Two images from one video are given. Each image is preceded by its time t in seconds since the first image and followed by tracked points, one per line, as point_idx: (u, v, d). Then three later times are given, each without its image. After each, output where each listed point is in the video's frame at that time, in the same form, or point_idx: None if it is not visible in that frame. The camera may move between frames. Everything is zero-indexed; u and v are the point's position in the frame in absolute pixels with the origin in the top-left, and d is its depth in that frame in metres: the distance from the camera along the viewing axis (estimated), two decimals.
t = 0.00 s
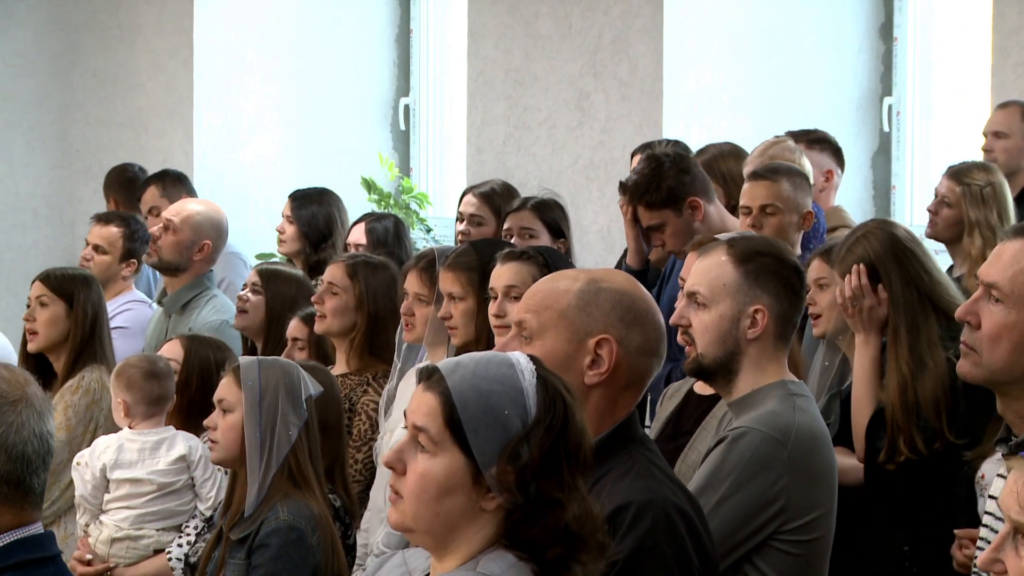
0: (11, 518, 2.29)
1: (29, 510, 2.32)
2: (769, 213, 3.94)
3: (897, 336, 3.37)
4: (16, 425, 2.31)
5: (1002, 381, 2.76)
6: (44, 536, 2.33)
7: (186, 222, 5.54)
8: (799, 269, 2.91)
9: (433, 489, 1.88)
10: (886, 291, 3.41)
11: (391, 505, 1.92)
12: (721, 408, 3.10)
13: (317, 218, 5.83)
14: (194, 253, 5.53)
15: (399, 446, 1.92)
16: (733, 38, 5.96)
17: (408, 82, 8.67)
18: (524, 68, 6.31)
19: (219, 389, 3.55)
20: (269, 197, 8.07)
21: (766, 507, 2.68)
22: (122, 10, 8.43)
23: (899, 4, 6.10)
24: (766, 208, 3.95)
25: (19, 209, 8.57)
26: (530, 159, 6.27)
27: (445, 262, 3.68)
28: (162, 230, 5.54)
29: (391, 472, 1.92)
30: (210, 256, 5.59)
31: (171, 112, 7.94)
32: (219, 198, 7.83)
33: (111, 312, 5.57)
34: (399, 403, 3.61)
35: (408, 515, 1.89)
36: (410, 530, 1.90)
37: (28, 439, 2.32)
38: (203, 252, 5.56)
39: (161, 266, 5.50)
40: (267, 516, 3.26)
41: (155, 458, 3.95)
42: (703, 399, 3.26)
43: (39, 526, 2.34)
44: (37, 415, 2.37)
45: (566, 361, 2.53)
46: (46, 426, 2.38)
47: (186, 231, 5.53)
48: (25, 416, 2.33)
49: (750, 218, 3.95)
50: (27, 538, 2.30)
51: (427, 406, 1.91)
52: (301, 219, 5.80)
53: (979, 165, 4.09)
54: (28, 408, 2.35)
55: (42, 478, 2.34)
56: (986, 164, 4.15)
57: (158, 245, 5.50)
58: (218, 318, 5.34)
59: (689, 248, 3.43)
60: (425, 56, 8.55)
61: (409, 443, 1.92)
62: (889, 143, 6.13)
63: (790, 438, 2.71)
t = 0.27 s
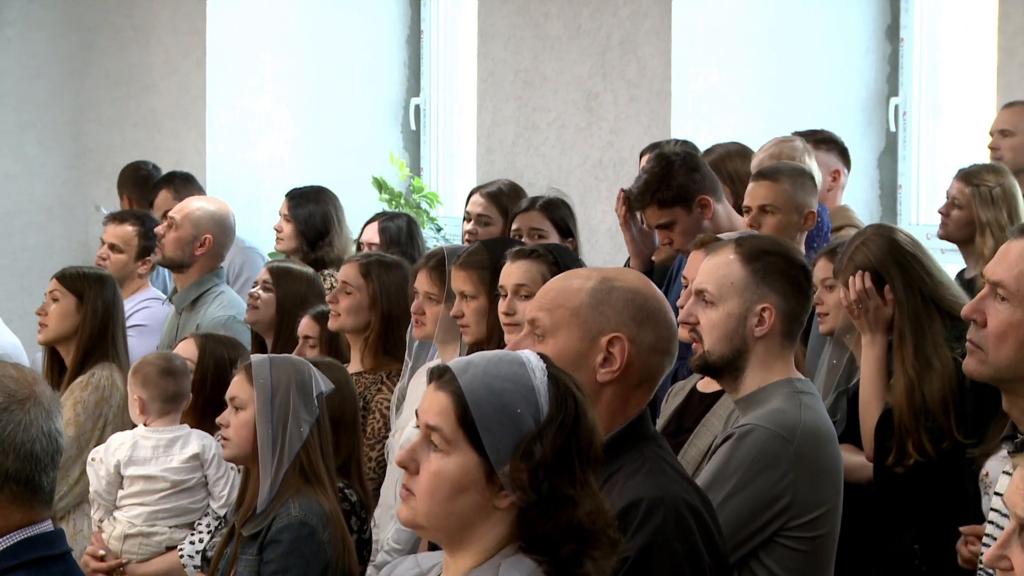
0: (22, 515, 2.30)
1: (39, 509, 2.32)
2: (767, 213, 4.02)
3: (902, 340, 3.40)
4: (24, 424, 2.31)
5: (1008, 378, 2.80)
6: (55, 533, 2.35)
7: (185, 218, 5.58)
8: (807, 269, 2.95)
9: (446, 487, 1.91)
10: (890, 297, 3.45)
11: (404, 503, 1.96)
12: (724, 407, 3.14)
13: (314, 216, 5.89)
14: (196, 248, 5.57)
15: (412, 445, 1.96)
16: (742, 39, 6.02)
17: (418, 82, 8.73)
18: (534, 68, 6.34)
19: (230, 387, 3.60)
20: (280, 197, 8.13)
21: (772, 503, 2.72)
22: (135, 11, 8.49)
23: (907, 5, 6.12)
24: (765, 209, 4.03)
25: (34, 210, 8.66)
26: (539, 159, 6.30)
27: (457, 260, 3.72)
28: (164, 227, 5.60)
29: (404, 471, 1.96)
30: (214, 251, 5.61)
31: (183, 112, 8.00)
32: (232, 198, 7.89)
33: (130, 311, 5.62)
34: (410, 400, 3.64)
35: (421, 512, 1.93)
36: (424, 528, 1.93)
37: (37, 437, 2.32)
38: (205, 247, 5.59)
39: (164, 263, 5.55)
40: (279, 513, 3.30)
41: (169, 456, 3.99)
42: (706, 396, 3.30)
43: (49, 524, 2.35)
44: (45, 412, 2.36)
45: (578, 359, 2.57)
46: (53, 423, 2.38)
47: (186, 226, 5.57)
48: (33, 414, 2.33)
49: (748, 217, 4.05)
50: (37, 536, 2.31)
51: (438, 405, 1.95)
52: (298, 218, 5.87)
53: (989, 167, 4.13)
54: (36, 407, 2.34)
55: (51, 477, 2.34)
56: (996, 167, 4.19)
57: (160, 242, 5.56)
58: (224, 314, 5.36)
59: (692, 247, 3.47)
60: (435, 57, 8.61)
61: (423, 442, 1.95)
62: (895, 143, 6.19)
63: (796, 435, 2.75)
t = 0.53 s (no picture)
0: (27, 515, 2.20)
1: (46, 508, 2.22)
2: (772, 213, 4.08)
3: (911, 341, 3.42)
4: (23, 422, 2.21)
5: (1017, 377, 2.82)
6: (66, 532, 2.24)
7: (201, 216, 5.62)
8: (817, 267, 2.97)
9: (463, 489, 1.93)
10: (899, 301, 3.47)
11: (420, 504, 1.98)
12: (729, 406, 3.16)
13: (313, 215, 5.92)
14: (209, 246, 5.61)
15: (428, 447, 1.98)
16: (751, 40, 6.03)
17: (430, 82, 8.77)
18: (545, 68, 6.35)
19: (243, 386, 3.62)
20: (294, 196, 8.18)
21: (783, 501, 2.74)
22: (148, 11, 8.52)
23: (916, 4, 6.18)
24: (771, 207, 4.07)
25: (48, 209, 8.68)
26: (550, 158, 6.32)
27: (469, 258, 3.74)
28: (179, 224, 5.63)
29: (420, 473, 1.98)
30: (226, 249, 5.65)
31: (195, 111, 8.03)
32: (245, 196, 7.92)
33: (148, 311, 5.66)
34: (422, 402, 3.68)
35: (438, 514, 1.95)
36: (441, 530, 1.95)
37: (38, 434, 2.22)
38: (215, 246, 5.62)
39: (178, 259, 5.58)
40: (292, 510, 3.33)
41: (185, 453, 4.03)
42: (713, 393, 3.31)
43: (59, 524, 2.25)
44: (47, 411, 2.26)
45: (591, 357, 2.59)
46: (57, 420, 2.27)
47: (201, 224, 5.61)
48: (34, 411, 2.23)
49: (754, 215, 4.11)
50: (47, 536, 2.20)
51: (454, 407, 1.96)
52: (296, 216, 5.90)
53: (997, 167, 4.15)
54: (37, 404, 2.25)
55: (56, 474, 2.24)
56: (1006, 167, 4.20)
57: (174, 239, 5.59)
58: (233, 310, 5.36)
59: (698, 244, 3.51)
60: (446, 57, 8.65)
61: (438, 444, 1.97)
62: (905, 142, 6.25)
63: (806, 433, 2.77)
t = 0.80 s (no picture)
0: (23, 508, 2.20)
1: (43, 502, 2.22)
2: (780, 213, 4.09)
3: (919, 337, 3.42)
4: (13, 415, 2.23)
5: None
6: (71, 527, 2.24)
7: (216, 214, 5.65)
8: (828, 266, 2.98)
9: (476, 486, 1.94)
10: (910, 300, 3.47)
11: (433, 503, 1.99)
12: (734, 404, 3.16)
13: (310, 213, 5.93)
14: (222, 245, 5.62)
15: (441, 445, 1.99)
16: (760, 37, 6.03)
17: (439, 79, 8.77)
18: (555, 66, 6.36)
19: (253, 384, 3.63)
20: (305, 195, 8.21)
21: (794, 499, 2.74)
22: (158, 8, 8.54)
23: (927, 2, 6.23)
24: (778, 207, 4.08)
25: (57, 206, 8.71)
26: (560, 156, 6.33)
27: (480, 257, 3.76)
28: (193, 221, 5.65)
29: (434, 471, 1.99)
30: (239, 249, 5.65)
31: (204, 108, 8.05)
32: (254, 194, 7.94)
33: (162, 311, 5.68)
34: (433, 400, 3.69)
35: (451, 512, 1.96)
36: (455, 529, 1.96)
37: (29, 427, 2.23)
38: (229, 245, 5.63)
39: (189, 255, 5.58)
40: (303, 507, 3.34)
41: (199, 451, 4.05)
42: (720, 391, 3.32)
43: (64, 518, 2.25)
44: (40, 404, 2.26)
45: (602, 354, 2.60)
46: (52, 412, 2.27)
47: (215, 222, 5.63)
48: (25, 404, 2.24)
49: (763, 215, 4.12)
50: (49, 530, 2.20)
51: (467, 405, 1.98)
52: (293, 214, 5.91)
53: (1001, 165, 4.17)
54: (28, 397, 2.25)
55: (53, 467, 2.24)
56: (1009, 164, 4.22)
57: (187, 235, 5.59)
58: (244, 310, 5.37)
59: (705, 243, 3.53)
60: (455, 52, 8.63)
61: (451, 442, 1.99)
62: (915, 139, 6.27)
63: (817, 432, 2.78)
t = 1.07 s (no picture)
0: (20, 504, 2.21)
1: (40, 498, 2.23)
2: (786, 212, 4.09)
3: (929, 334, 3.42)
4: (10, 410, 2.24)
5: None
6: (70, 523, 2.25)
7: (232, 214, 5.65)
8: (837, 264, 2.98)
9: (486, 488, 1.95)
10: (920, 298, 3.46)
11: (444, 506, 1.99)
12: (741, 401, 3.17)
13: (309, 212, 5.94)
14: (237, 245, 5.63)
15: (449, 447, 1.99)
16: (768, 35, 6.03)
17: (447, 77, 8.74)
18: (563, 63, 6.36)
19: (262, 383, 3.63)
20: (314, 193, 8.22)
21: (804, 497, 2.75)
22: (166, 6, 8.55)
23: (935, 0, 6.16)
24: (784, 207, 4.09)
25: (65, 204, 8.73)
26: (568, 153, 6.32)
27: (488, 255, 3.76)
28: (209, 219, 5.65)
29: (442, 474, 1.99)
30: (252, 249, 5.67)
31: (212, 106, 8.07)
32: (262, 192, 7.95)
33: (171, 308, 5.70)
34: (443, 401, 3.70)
35: (462, 514, 1.96)
36: (467, 531, 1.97)
37: (26, 422, 2.24)
38: (244, 245, 5.65)
39: (204, 254, 5.59)
40: (313, 505, 3.35)
41: (212, 448, 4.05)
42: (727, 389, 3.33)
43: (66, 514, 2.27)
44: (37, 400, 2.27)
45: (610, 353, 2.60)
46: (50, 407, 2.28)
47: (231, 221, 5.64)
48: (20, 400, 2.25)
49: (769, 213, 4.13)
50: (45, 526, 2.22)
51: (474, 407, 1.98)
52: (292, 212, 5.92)
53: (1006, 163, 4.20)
54: (25, 393, 2.26)
55: (51, 463, 2.24)
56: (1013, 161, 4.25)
57: (202, 233, 5.59)
58: (258, 309, 5.39)
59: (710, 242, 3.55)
60: (464, 50, 8.58)
61: (459, 444, 1.99)
62: (924, 137, 6.26)
63: (827, 430, 2.78)
